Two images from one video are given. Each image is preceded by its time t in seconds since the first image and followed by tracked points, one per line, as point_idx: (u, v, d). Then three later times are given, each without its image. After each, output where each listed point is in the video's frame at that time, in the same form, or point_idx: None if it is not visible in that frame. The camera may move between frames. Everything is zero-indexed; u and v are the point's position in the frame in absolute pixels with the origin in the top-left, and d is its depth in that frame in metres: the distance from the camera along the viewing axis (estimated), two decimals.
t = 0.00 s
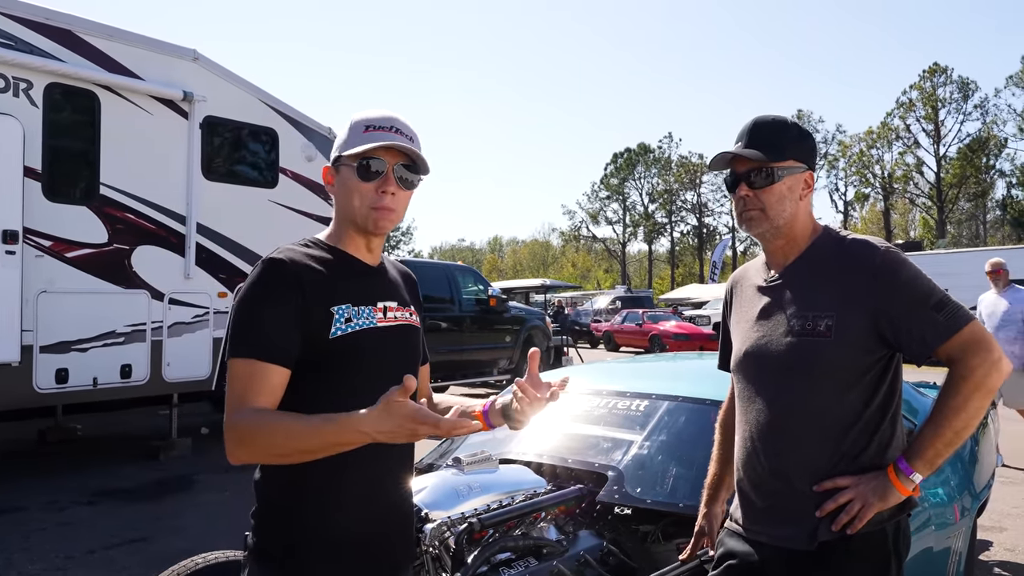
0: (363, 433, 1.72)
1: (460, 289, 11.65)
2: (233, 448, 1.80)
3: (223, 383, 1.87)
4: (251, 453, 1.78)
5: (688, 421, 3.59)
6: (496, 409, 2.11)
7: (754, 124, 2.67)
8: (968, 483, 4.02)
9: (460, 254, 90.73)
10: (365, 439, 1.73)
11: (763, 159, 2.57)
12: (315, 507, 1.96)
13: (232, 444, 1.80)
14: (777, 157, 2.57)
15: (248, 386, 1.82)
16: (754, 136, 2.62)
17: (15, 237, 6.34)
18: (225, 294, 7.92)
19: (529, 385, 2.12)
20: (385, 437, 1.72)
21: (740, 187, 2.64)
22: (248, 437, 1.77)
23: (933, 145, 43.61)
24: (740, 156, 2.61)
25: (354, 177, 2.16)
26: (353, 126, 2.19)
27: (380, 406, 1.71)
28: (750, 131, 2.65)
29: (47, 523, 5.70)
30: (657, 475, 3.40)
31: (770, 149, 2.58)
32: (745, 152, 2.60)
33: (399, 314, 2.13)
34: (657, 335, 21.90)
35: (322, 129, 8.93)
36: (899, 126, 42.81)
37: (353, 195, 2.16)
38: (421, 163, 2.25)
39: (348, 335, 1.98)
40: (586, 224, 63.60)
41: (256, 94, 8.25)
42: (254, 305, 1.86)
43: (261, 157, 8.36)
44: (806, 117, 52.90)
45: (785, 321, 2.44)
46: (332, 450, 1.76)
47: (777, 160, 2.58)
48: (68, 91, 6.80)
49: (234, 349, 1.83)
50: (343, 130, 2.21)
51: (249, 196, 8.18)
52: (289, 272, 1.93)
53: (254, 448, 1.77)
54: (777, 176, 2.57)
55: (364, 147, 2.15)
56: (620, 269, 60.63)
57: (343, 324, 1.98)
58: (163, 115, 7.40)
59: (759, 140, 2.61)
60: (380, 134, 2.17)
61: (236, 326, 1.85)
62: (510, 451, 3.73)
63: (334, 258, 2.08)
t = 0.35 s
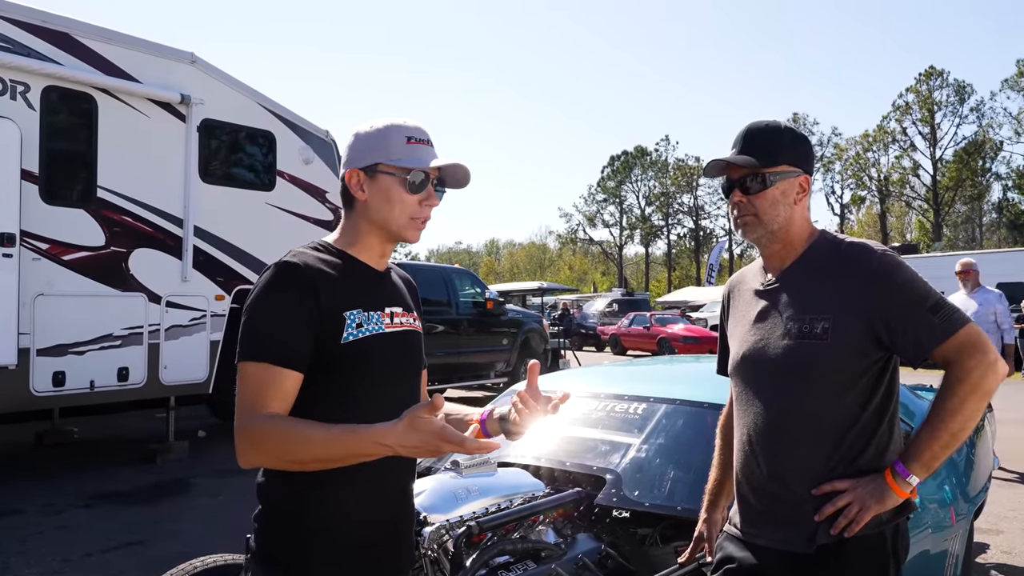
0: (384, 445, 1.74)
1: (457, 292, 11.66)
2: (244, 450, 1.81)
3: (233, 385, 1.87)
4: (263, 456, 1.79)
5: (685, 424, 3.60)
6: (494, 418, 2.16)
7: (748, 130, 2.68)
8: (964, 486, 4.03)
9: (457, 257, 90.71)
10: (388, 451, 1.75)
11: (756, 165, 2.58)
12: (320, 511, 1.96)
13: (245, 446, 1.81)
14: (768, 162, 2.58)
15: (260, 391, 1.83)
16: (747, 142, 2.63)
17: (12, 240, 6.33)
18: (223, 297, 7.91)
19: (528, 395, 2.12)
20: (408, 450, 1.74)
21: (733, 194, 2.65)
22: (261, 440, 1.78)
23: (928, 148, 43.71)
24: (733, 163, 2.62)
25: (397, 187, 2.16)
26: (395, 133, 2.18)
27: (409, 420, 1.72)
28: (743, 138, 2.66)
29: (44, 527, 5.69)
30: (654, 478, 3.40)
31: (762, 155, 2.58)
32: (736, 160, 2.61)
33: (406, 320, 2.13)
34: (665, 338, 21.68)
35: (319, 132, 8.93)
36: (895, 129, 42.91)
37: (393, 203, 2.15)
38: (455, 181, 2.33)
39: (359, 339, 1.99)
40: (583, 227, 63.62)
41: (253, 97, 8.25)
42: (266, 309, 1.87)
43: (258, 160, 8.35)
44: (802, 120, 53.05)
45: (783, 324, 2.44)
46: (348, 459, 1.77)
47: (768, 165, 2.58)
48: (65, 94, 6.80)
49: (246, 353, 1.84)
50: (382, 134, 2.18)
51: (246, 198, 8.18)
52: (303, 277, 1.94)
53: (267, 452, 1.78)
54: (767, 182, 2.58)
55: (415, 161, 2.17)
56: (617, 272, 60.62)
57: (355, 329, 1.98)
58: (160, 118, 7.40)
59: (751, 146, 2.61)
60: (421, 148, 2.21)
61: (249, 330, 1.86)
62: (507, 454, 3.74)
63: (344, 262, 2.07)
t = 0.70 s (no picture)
0: (389, 453, 1.74)
1: (456, 295, 11.66)
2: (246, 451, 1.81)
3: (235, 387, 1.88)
4: (265, 457, 1.78)
5: (685, 426, 3.60)
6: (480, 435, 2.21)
7: (744, 134, 2.69)
8: (963, 488, 4.04)
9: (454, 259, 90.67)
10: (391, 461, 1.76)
11: (750, 168, 2.59)
12: (322, 513, 1.96)
13: (247, 447, 1.81)
14: (763, 165, 2.59)
15: (264, 391, 1.83)
16: (741, 147, 2.65)
17: (10, 243, 6.32)
18: (222, 300, 7.91)
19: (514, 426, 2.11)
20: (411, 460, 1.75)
21: (729, 197, 2.67)
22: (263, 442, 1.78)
23: (926, 150, 43.77)
24: (727, 167, 2.64)
25: (399, 191, 2.16)
26: (396, 137, 2.18)
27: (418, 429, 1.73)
28: (739, 142, 2.68)
29: (42, 530, 5.68)
30: (654, 481, 3.41)
31: (757, 158, 2.60)
32: (730, 163, 2.63)
33: (410, 321, 2.14)
34: (675, 341, 21.48)
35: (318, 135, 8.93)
36: (893, 132, 42.95)
37: (396, 207, 2.16)
38: (456, 183, 2.34)
39: (364, 341, 1.99)
40: (581, 229, 63.60)
41: (252, 99, 8.24)
42: (271, 311, 1.87)
43: (256, 163, 8.35)
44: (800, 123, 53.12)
45: (781, 327, 2.45)
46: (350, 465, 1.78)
47: (761, 168, 2.60)
48: (63, 97, 6.80)
49: (250, 354, 1.84)
50: (384, 138, 2.18)
51: (245, 201, 8.17)
52: (307, 280, 1.94)
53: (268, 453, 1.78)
54: (764, 184, 2.59)
55: (417, 165, 2.17)
56: (615, 275, 60.61)
57: (359, 331, 1.99)
58: (159, 121, 7.40)
59: (747, 150, 2.63)
60: (423, 152, 2.21)
61: (252, 332, 1.86)
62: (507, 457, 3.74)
63: (348, 265, 2.08)
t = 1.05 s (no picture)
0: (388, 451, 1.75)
1: (455, 296, 11.66)
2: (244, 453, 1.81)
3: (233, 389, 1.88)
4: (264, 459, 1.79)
5: (684, 427, 3.60)
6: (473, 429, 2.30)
7: (744, 137, 2.70)
8: (961, 490, 4.05)
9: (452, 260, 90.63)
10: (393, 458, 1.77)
11: (750, 171, 2.60)
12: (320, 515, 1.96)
13: (246, 449, 1.81)
14: (763, 168, 2.59)
15: (262, 393, 1.83)
16: (741, 149, 2.65)
17: (9, 243, 6.32)
18: (220, 301, 7.90)
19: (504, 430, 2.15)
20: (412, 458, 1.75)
21: (729, 200, 2.67)
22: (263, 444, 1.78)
23: (924, 153, 43.82)
24: (727, 170, 2.63)
25: (395, 192, 2.16)
26: (391, 137, 2.18)
27: (421, 428, 1.75)
28: (740, 145, 2.68)
29: (39, 530, 5.67)
30: (652, 482, 3.41)
31: (757, 160, 2.60)
32: (730, 166, 2.62)
33: (409, 320, 2.15)
34: (687, 343, 21.35)
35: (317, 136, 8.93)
36: (891, 134, 43.02)
37: (393, 207, 2.16)
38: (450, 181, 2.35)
39: (365, 339, 1.99)
40: (579, 230, 63.60)
41: (251, 100, 8.24)
42: (270, 312, 1.87)
43: (255, 164, 8.35)
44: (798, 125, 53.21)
45: (780, 329, 2.45)
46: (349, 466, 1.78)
47: (762, 171, 2.60)
48: (62, 97, 6.80)
49: (249, 355, 1.84)
50: (378, 138, 2.17)
51: (243, 201, 8.17)
52: (307, 281, 1.94)
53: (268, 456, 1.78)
54: (763, 187, 2.59)
55: (411, 165, 2.17)
56: (614, 276, 60.59)
57: (359, 330, 1.99)
58: (158, 121, 7.40)
59: (748, 153, 2.63)
60: (417, 152, 2.21)
61: (251, 333, 1.86)
62: (505, 458, 3.73)
63: (347, 263, 2.09)
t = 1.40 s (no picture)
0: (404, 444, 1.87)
1: (453, 296, 11.65)
2: (254, 459, 1.83)
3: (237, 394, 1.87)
4: (277, 463, 1.81)
5: (682, 429, 3.60)
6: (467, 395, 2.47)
7: (725, 148, 2.68)
8: (959, 492, 4.05)
9: (451, 260, 90.57)
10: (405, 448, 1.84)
11: (730, 186, 2.60)
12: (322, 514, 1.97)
13: (256, 454, 1.83)
14: (745, 178, 2.59)
15: (270, 401, 1.83)
16: (726, 161, 2.64)
17: (7, 242, 6.31)
18: (218, 301, 7.89)
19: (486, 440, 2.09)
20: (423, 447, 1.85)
21: (720, 214, 2.68)
22: (276, 449, 1.80)
23: (923, 154, 43.82)
24: (712, 186, 2.63)
25: (403, 191, 2.18)
26: (390, 136, 2.18)
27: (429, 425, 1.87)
28: (723, 157, 2.67)
29: (36, 530, 5.67)
30: (651, 483, 3.41)
31: (738, 172, 2.60)
32: (714, 183, 2.62)
33: (399, 321, 2.16)
34: (700, 345, 21.03)
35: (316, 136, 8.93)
36: (891, 135, 43.05)
37: (398, 207, 2.17)
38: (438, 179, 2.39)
39: (363, 342, 2.00)
40: (578, 231, 63.58)
41: (250, 100, 8.24)
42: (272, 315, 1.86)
43: (254, 164, 8.34)
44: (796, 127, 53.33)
45: (780, 330, 2.45)
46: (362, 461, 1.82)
47: (744, 182, 2.59)
48: (61, 96, 6.79)
49: (253, 359, 1.84)
50: (380, 137, 2.17)
51: (242, 201, 8.16)
52: (306, 283, 1.94)
53: (281, 462, 1.80)
54: (752, 196, 2.58)
55: (414, 164, 2.21)
56: (612, 277, 60.58)
57: (359, 332, 1.99)
58: (157, 121, 7.39)
59: (729, 166, 2.63)
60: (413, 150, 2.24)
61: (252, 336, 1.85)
62: (503, 458, 3.73)
63: (335, 263, 2.06)
